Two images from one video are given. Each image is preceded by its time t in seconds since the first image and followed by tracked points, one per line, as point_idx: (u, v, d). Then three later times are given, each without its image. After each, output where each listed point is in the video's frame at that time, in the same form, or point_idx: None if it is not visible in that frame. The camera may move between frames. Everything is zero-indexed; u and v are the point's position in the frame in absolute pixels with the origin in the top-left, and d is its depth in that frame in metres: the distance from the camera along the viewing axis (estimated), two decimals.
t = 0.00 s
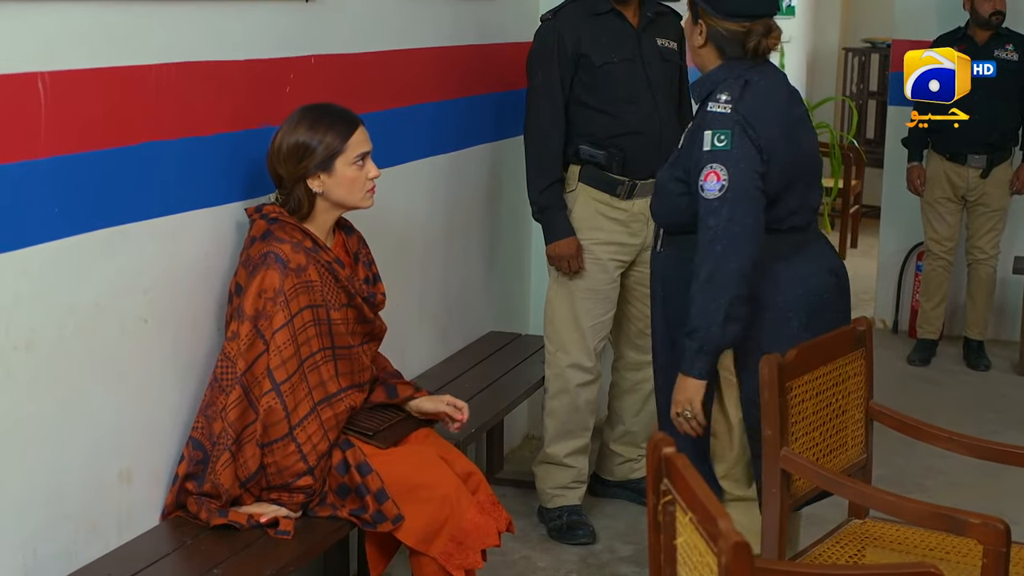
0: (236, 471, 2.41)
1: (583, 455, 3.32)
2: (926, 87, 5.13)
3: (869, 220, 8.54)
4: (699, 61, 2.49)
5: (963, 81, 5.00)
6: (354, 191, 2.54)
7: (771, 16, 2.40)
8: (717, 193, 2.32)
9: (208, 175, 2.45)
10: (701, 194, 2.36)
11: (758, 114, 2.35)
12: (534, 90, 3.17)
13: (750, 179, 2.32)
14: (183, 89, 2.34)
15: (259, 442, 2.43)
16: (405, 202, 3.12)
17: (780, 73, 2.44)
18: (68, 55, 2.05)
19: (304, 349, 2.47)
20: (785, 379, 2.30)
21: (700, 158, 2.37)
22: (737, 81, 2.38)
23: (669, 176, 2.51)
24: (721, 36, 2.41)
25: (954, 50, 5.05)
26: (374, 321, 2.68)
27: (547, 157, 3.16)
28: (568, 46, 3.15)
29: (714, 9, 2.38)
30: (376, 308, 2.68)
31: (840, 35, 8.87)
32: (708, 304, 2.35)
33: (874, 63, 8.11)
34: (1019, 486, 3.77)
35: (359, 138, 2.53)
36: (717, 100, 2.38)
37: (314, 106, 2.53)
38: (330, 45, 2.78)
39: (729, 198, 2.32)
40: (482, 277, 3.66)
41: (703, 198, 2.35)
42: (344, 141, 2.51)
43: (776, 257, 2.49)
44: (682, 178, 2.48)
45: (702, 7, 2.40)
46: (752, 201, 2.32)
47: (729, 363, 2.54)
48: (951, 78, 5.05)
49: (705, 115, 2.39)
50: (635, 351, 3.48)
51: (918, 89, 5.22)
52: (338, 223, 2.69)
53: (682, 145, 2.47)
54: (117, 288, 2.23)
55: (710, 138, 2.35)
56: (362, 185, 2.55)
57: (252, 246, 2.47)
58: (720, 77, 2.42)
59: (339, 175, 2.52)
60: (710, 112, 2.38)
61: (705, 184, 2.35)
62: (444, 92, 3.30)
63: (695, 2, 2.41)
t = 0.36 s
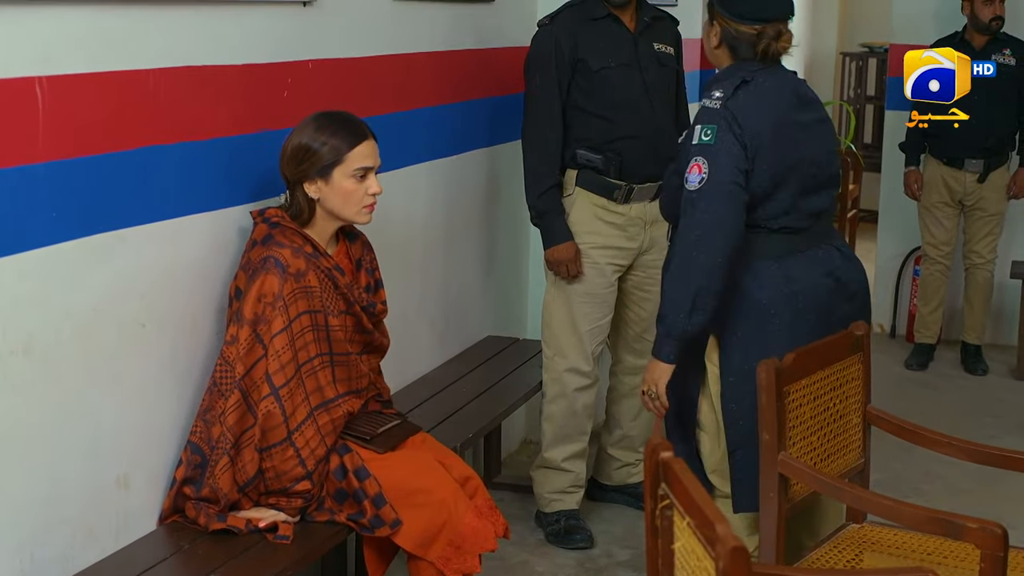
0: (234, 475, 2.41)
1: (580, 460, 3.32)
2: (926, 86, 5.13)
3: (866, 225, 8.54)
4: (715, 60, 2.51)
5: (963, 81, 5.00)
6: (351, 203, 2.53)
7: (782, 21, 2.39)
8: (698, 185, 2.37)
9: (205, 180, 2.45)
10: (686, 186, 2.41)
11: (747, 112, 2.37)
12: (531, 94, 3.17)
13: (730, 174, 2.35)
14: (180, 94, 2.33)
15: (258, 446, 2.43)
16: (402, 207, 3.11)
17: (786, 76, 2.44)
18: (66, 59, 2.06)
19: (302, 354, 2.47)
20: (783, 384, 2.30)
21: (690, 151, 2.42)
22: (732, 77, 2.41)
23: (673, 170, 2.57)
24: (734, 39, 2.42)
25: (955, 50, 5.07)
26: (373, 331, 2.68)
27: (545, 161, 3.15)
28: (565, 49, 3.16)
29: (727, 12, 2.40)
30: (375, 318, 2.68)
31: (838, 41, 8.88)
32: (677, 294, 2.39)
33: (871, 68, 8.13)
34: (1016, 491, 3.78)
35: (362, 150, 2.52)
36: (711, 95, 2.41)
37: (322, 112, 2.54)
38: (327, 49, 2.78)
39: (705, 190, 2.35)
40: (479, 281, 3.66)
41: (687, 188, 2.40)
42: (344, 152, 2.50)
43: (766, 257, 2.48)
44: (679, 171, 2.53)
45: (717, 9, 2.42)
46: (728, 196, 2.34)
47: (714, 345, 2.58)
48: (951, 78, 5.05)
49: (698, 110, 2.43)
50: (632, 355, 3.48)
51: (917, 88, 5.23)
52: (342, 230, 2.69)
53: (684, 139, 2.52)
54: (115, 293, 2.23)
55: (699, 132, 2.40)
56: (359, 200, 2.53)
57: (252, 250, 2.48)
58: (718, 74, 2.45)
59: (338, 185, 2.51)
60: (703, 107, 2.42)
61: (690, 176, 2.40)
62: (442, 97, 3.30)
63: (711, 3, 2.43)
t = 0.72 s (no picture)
0: (230, 480, 2.41)
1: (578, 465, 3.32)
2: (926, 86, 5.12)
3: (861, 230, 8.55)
4: (769, 67, 2.61)
5: (965, 81, 4.99)
6: (354, 219, 2.53)
7: (842, 26, 2.52)
8: (736, 177, 2.48)
9: (203, 186, 2.45)
10: (727, 178, 2.52)
11: (788, 111, 2.47)
12: (529, 100, 3.17)
13: (765, 169, 2.45)
14: (177, 100, 2.33)
15: (255, 452, 2.43)
16: (399, 214, 3.12)
17: (832, 82, 2.52)
18: (64, 65, 2.06)
19: (301, 361, 2.47)
20: (780, 390, 2.30)
21: (733, 146, 2.53)
22: (780, 79, 2.51)
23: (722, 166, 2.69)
24: (795, 46, 2.53)
25: (955, 50, 5.05)
26: (375, 341, 2.68)
27: (542, 166, 3.15)
28: (562, 54, 3.15)
29: (789, 19, 2.50)
30: (377, 327, 2.68)
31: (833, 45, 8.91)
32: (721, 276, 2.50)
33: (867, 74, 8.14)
34: (1010, 497, 3.79)
35: (370, 167, 2.51)
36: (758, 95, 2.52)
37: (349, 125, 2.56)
38: (324, 55, 2.78)
39: (743, 183, 2.47)
40: (477, 286, 3.66)
41: (728, 181, 2.52)
42: (353, 167, 2.50)
43: (764, 263, 2.49)
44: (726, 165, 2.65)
45: (777, 18, 2.52)
46: (765, 189, 2.44)
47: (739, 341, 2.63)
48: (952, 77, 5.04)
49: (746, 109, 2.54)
50: (629, 360, 3.48)
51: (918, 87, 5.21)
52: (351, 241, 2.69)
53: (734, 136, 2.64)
54: (111, 299, 2.23)
55: (742, 128, 2.51)
56: (363, 216, 2.53)
57: (257, 254, 2.49)
58: (771, 77, 2.56)
59: (342, 199, 2.52)
60: (749, 105, 2.53)
61: (731, 169, 2.51)
62: (440, 102, 3.30)
63: (770, 12, 2.53)
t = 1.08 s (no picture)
0: (226, 487, 2.41)
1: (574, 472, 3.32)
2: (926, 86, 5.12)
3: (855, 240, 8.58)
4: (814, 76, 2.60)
5: (964, 79, 5.01)
6: (351, 231, 2.52)
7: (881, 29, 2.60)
8: (765, 169, 2.51)
9: (200, 193, 2.45)
10: (755, 170, 2.55)
11: (824, 112, 2.50)
12: (526, 107, 3.18)
13: (796, 164, 2.48)
14: (174, 106, 2.34)
15: (252, 459, 2.43)
16: (397, 221, 3.12)
17: (865, 89, 2.55)
18: (60, 73, 2.06)
19: (297, 368, 2.47)
20: (776, 397, 2.30)
21: (763, 141, 2.56)
22: (821, 82, 2.55)
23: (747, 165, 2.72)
24: (851, 50, 2.56)
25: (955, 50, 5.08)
26: (373, 349, 2.68)
27: (539, 173, 3.15)
28: (560, 60, 3.16)
29: (846, 24, 2.52)
30: (375, 335, 2.67)
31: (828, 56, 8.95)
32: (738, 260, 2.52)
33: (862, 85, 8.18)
34: (1006, 505, 3.79)
35: (370, 180, 2.51)
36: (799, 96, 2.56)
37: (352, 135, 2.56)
38: (321, 64, 2.78)
39: (771, 175, 2.49)
40: (474, 293, 3.67)
41: (755, 173, 2.55)
42: (353, 179, 2.50)
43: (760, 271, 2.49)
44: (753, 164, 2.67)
45: (835, 25, 2.52)
46: (789, 184, 2.47)
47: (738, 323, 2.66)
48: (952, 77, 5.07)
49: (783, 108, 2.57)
50: (626, 367, 3.48)
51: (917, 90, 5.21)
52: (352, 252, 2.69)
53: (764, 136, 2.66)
54: (107, 306, 2.23)
55: (776, 125, 2.54)
56: (360, 229, 2.53)
57: (254, 261, 2.49)
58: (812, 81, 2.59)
59: (341, 210, 2.51)
60: (786, 105, 2.57)
61: (760, 161, 2.54)
62: (438, 109, 3.31)
63: (827, 20, 2.52)
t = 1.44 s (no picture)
0: (223, 495, 2.41)
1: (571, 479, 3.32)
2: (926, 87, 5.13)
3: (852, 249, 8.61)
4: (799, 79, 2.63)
5: (965, 79, 5.01)
6: (347, 239, 2.52)
7: (875, 45, 2.56)
8: (734, 164, 2.51)
9: (196, 200, 2.45)
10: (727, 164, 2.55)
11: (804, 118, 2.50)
12: (521, 114, 3.17)
13: (766, 165, 2.47)
14: (170, 114, 2.34)
15: (248, 467, 2.43)
16: (393, 229, 3.12)
17: (855, 98, 2.55)
18: (55, 81, 2.06)
19: (293, 376, 2.47)
20: (772, 405, 2.30)
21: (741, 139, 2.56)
22: (806, 89, 2.55)
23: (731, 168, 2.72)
24: (829, 60, 2.56)
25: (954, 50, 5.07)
26: (369, 358, 2.68)
27: (535, 180, 3.15)
28: (556, 68, 3.17)
29: (824, 34, 2.53)
30: (371, 344, 2.67)
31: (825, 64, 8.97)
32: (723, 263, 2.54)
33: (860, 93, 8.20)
34: (1002, 512, 3.80)
35: (368, 190, 2.51)
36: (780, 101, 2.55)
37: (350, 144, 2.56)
38: (317, 73, 2.79)
39: (738, 169, 2.49)
40: (470, 301, 3.67)
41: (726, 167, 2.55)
42: (351, 188, 2.50)
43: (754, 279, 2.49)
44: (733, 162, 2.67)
45: (812, 31, 2.55)
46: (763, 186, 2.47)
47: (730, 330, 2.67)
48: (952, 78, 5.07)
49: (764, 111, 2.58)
50: (623, 374, 3.48)
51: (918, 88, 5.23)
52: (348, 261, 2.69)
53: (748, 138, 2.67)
54: (103, 314, 2.23)
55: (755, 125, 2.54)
56: (356, 238, 2.53)
57: (250, 269, 2.49)
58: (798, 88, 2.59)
59: (337, 218, 2.51)
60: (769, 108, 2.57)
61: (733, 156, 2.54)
62: (434, 117, 3.31)
63: (806, 25, 2.56)
